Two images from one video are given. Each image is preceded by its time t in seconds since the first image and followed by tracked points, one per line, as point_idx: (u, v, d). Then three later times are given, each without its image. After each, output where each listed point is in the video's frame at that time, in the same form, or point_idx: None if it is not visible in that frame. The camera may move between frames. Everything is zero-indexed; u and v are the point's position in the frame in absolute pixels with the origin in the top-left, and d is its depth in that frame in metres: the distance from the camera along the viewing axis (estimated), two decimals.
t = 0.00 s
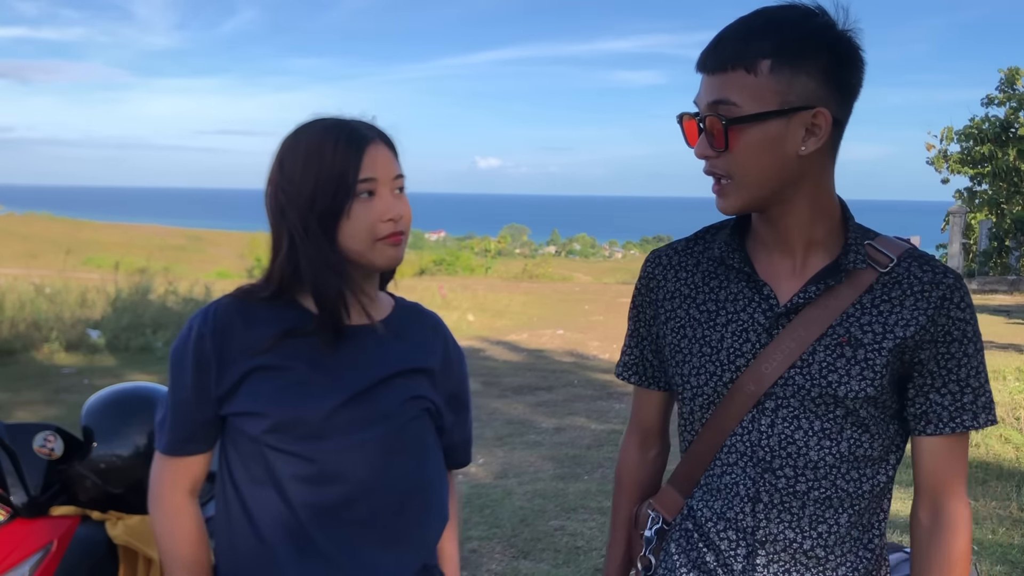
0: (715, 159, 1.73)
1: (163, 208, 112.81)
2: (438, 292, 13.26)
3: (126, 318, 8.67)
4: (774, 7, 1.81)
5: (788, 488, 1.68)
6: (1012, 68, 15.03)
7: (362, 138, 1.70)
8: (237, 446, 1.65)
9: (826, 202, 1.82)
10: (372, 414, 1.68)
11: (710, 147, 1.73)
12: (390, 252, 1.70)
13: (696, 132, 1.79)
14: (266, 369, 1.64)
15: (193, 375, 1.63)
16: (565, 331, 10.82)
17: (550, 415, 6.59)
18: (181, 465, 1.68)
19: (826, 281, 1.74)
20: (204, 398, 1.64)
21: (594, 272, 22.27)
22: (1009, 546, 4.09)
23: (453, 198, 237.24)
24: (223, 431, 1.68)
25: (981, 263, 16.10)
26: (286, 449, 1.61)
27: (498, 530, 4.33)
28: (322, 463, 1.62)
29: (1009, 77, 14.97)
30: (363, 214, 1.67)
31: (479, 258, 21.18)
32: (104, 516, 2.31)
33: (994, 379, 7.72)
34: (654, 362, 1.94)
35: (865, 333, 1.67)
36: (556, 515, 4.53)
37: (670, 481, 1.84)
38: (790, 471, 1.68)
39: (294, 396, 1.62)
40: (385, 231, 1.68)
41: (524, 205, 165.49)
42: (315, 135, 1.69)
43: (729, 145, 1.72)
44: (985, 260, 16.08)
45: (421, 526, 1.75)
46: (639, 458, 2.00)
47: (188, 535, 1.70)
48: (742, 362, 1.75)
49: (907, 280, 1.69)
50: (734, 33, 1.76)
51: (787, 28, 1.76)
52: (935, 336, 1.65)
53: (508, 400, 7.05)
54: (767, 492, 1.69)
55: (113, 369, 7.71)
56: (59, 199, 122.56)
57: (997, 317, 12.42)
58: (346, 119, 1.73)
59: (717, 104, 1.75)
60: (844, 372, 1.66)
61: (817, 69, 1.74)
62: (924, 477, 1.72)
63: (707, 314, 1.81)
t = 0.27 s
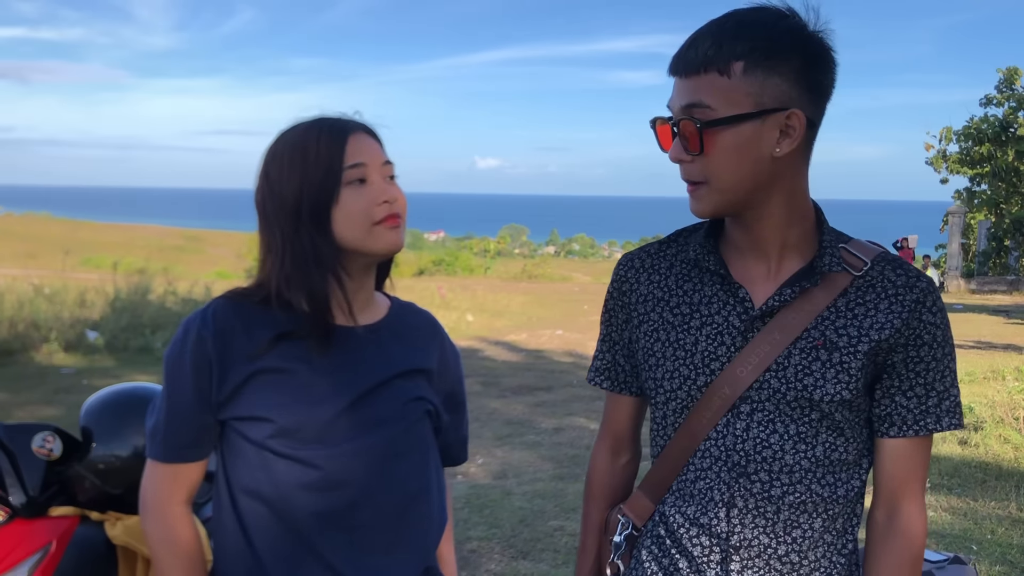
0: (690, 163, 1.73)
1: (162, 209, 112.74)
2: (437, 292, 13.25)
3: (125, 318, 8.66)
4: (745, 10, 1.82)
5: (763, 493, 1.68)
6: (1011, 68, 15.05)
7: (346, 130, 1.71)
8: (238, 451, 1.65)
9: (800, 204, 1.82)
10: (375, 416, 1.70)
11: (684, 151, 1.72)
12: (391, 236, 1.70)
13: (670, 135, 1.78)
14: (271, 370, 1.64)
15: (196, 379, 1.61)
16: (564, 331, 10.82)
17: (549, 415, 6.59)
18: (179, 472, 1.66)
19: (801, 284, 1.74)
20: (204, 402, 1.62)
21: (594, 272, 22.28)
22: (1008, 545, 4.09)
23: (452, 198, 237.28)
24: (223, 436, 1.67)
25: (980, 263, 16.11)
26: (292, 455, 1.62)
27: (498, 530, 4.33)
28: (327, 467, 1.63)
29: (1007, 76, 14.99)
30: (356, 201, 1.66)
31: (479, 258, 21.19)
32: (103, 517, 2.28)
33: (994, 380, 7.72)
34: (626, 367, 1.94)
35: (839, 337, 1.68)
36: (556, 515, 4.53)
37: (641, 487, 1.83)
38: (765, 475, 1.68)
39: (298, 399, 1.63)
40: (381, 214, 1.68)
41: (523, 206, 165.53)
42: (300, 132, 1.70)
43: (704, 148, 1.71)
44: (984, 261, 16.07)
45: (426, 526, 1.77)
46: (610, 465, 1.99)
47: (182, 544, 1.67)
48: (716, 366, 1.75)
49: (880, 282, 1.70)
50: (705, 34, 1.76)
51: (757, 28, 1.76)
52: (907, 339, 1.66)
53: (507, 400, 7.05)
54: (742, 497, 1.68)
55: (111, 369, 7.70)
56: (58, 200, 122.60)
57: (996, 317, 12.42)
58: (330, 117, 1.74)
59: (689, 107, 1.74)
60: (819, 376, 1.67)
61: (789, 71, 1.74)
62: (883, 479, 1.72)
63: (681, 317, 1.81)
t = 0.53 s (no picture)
0: (711, 152, 1.72)
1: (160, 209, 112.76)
2: (436, 292, 13.25)
3: (124, 318, 8.67)
4: (726, 9, 1.86)
5: (735, 491, 1.68)
6: (1010, 67, 15.08)
7: (343, 137, 1.71)
8: (229, 454, 1.66)
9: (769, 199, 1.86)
10: (373, 419, 1.70)
11: (708, 139, 1.71)
12: (375, 251, 1.70)
13: (681, 126, 1.76)
14: (260, 372, 1.64)
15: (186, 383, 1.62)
16: (564, 331, 10.83)
17: (548, 416, 6.59)
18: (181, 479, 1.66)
19: (761, 275, 1.76)
20: (197, 405, 1.63)
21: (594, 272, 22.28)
22: (1006, 545, 4.10)
23: (451, 199, 237.30)
24: (219, 440, 1.68)
25: (978, 263, 16.07)
26: (285, 457, 1.62)
27: (496, 531, 4.33)
28: (320, 472, 1.64)
29: (1006, 76, 15.02)
30: (344, 213, 1.66)
31: (478, 259, 21.20)
32: (102, 518, 2.28)
33: (992, 380, 7.73)
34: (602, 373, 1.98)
35: (806, 330, 1.68)
36: (554, 516, 4.53)
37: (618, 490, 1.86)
38: (736, 473, 1.68)
39: (291, 399, 1.64)
40: (369, 229, 1.68)
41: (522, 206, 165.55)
42: (293, 134, 1.69)
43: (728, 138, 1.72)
44: (983, 261, 16.00)
45: (424, 528, 1.78)
46: (594, 469, 2.02)
47: (178, 550, 1.68)
48: (685, 365, 1.77)
49: (844, 271, 1.70)
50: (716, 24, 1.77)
51: (752, 24, 1.81)
52: (879, 324, 1.65)
53: (506, 400, 7.06)
54: (714, 496, 1.69)
55: (110, 370, 7.70)
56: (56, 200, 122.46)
57: (994, 318, 12.44)
58: (327, 116, 1.73)
59: (711, 96, 1.75)
60: (787, 370, 1.68)
61: (787, 65, 1.82)
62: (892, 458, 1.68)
63: (649, 319, 1.84)
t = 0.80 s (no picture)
0: (686, 145, 1.74)
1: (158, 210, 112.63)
2: (435, 293, 13.25)
3: (123, 319, 8.66)
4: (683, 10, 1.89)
5: (703, 486, 1.69)
6: (1008, 67, 15.10)
7: (337, 136, 1.71)
8: (221, 453, 1.67)
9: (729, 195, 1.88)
10: (367, 422, 1.70)
11: (683, 134, 1.73)
12: (370, 250, 1.69)
13: (653, 122, 1.78)
14: (253, 372, 1.65)
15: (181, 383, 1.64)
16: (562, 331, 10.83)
17: (547, 416, 6.60)
18: (180, 480, 1.67)
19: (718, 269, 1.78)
20: (193, 404, 1.65)
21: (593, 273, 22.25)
22: (1004, 545, 4.10)
23: (450, 199, 237.26)
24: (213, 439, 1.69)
25: (977, 263, 16.27)
26: (273, 458, 1.63)
27: (495, 531, 4.34)
28: (309, 474, 1.64)
29: (1005, 75, 15.05)
30: (335, 212, 1.67)
31: (477, 259, 21.20)
32: (100, 519, 2.27)
33: (991, 380, 7.74)
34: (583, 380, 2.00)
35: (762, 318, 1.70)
36: (553, 516, 4.54)
37: (601, 493, 1.89)
38: (704, 468, 1.69)
39: (280, 400, 1.65)
40: (361, 228, 1.67)
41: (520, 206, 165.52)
42: (287, 134, 1.71)
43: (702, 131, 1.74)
44: (981, 261, 16.26)
45: (419, 532, 1.77)
46: (586, 474, 2.04)
47: (178, 550, 1.69)
48: (651, 363, 1.80)
49: (798, 259, 1.72)
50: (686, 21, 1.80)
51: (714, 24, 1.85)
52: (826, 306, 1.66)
53: (505, 401, 7.06)
54: (683, 492, 1.70)
55: (108, 371, 7.69)
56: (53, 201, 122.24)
57: (992, 317, 12.46)
58: (320, 115, 1.74)
59: (686, 91, 1.77)
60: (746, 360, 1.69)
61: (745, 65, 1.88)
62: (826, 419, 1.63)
63: (618, 320, 1.87)
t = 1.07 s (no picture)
0: (653, 145, 1.74)
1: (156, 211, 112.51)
2: (433, 294, 13.25)
3: (121, 319, 8.65)
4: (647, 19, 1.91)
5: (682, 485, 1.68)
6: (1006, 69, 15.17)
7: (334, 140, 1.73)
8: (215, 454, 1.68)
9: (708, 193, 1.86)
10: (360, 426, 1.70)
11: (648, 134, 1.74)
12: (361, 257, 1.72)
13: (620, 124, 1.78)
14: (247, 375, 1.66)
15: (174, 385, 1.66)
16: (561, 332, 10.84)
17: (546, 416, 6.60)
18: (163, 476, 1.70)
19: (693, 271, 1.76)
20: (186, 406, 1.66)
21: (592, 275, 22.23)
22: (1003, 545, 4.11)
23: (449, 200, 237.27)
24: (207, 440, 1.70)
25: (975, 263, 16.43)
26: (266, 460, 1.63)
27: (494, 531, 4.34)
28: (301, 477, 1.64)
29: (1003, 77, 15.12)
30: (329, 217, 1.69)
31: (476, 260, 21.19)
32: (99, 519, 2.30)
33: (988, 380, 7.77)
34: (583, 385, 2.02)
35: (736, 315, 1.68)
36: (552, 516, 4.54)
37: (597, 494, 1.92)
38: (682, 467, 1.69)
39: (275, 403, 1.65)
40: (353, 234, 1.69)
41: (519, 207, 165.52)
42: (285, 135, 1.72)
43: (667, 129, 1.74)
44: (978, 262, 16.47)
45: (414, 535, 1.76)
46: (590, 477, 2.05)
47: (166, 544, 1.71)
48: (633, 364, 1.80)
49: (774, 256, 1.70)
50: (647, 24, 1.81)
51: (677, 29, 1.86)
52: (797, 302, 1.64)
53: (504, 401, 7.07)
54: (663, 491, 1.70)
55: (106, 372, 7.68)
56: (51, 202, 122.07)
57: (990, 318, 12.50)
58: (319, 118, 1.75)
59: (649, 92, 1.77)
60: (720, 356, 1.67)
61: (713, 63, 1.86)
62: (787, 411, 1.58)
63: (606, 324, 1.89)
